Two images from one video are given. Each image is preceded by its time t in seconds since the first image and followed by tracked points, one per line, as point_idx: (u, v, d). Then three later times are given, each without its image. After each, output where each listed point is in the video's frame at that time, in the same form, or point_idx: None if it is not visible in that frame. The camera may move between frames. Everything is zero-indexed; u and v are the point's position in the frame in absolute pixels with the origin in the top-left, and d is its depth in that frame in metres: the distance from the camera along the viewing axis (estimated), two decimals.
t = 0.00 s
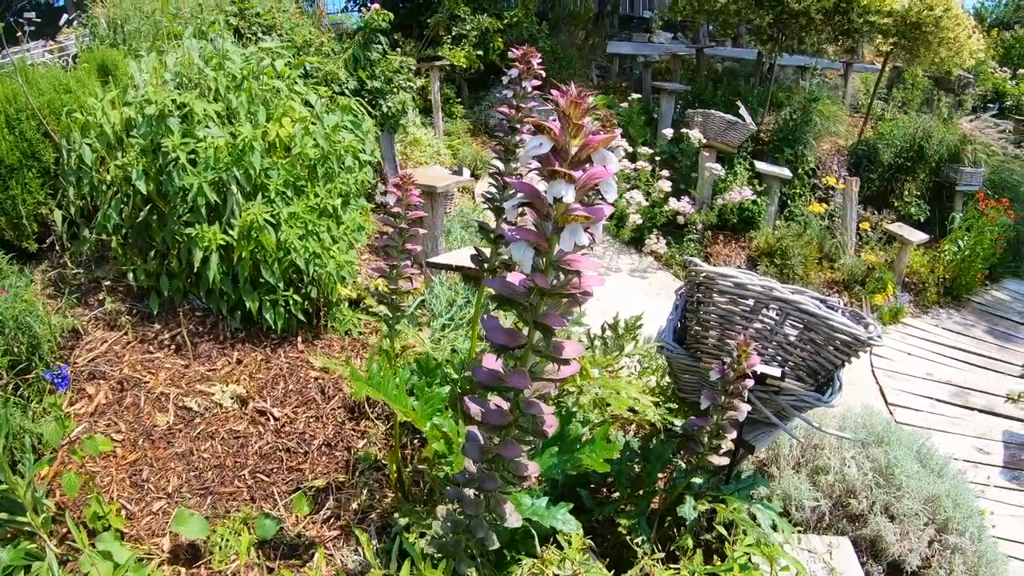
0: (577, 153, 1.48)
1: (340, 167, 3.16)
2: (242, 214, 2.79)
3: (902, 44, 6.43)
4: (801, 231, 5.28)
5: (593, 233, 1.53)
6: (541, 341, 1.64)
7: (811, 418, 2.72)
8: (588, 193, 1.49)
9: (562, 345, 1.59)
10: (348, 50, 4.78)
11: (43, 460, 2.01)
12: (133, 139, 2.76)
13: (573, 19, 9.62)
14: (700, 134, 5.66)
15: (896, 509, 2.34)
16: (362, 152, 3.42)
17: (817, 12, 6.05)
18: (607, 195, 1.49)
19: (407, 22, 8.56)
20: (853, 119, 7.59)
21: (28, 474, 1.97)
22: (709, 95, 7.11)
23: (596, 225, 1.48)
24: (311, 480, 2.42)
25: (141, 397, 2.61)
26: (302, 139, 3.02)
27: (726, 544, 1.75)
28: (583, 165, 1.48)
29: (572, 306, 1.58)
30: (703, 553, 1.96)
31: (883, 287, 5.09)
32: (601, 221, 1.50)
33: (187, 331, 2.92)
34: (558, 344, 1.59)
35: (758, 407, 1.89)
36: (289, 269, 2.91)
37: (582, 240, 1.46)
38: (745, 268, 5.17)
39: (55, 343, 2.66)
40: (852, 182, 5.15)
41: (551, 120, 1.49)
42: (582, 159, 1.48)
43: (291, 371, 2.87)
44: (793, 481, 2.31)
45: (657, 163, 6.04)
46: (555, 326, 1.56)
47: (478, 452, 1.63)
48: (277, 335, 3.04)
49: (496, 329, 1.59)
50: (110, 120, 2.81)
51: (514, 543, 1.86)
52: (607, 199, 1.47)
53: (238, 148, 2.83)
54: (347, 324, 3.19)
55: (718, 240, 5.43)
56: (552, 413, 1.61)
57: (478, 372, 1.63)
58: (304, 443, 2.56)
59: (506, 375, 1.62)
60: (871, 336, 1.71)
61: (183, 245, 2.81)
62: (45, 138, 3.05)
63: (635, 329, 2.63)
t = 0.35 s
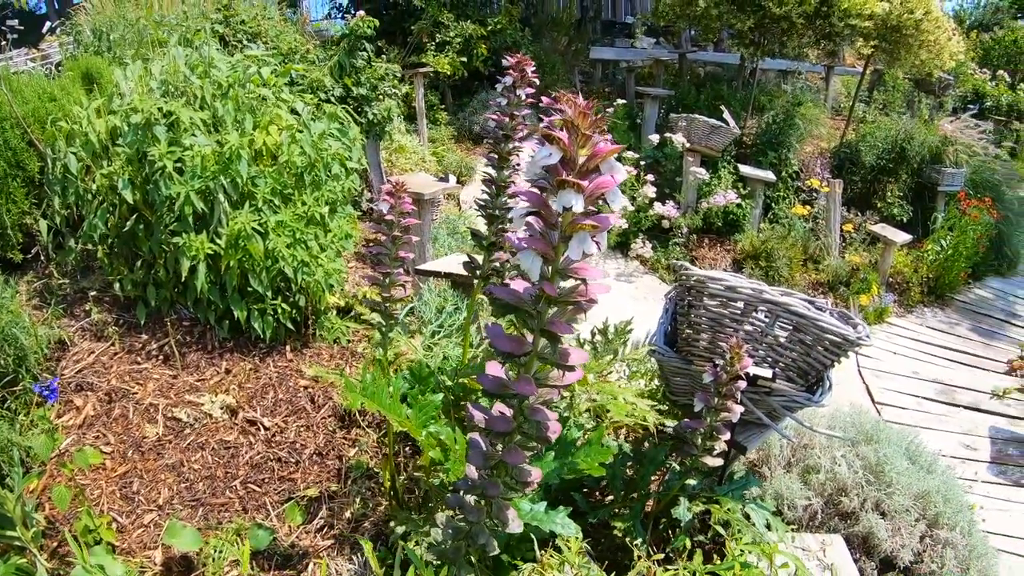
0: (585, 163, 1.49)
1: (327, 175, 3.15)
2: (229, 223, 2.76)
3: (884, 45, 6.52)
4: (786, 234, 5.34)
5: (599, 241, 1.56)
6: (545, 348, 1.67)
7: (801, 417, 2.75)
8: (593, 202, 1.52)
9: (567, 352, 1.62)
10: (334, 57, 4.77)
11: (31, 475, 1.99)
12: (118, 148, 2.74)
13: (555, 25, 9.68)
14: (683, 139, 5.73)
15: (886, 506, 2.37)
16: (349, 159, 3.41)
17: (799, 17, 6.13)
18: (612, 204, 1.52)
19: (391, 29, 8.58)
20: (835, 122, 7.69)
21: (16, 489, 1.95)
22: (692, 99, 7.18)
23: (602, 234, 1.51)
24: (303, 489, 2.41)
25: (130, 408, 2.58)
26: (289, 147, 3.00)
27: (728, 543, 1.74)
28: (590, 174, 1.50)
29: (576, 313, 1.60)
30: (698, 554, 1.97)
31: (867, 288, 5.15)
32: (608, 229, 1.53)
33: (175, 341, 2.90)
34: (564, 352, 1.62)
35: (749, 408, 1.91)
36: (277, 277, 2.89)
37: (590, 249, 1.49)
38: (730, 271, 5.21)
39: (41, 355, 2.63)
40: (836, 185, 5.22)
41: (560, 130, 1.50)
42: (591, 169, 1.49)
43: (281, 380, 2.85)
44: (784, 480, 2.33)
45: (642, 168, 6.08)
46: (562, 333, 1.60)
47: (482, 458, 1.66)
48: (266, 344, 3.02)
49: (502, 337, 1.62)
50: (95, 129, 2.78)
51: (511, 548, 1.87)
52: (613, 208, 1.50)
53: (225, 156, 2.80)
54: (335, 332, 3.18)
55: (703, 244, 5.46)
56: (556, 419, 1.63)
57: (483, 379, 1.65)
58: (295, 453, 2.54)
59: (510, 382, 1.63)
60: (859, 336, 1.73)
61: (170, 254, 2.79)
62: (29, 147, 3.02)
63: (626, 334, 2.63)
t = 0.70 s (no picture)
0: (573, 174, 1.53)
1: (310, 185, 3.16)
2: (213, 233, 2.76)
3: (858, 50, 6.68)
4: (763, 237, 5.44)
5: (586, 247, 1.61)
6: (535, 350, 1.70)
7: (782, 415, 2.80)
8: (581, 210, 1.57)
9: (556, 353, 1.65)
10: (314, 66, 4.79)
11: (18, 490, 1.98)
12: (100, 159, 2.73)
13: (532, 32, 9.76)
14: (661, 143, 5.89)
15: (867, 499, 2.43)
16: (331, 168, 3.43)
17: (773, 22, 6.26)
18: (599, 212, 1.56)
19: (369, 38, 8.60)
20: (809, 125, 7.83)
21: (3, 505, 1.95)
22: (669, 105, 7.28)
23: (590, 241, 1.56)
24: (292, 498, 2.42)
25: (116, 421, 2.57)
26: (271, 157, 3.00)
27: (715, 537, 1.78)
28: (578, 184, 1.54)
29: (565, 316, 1.63)
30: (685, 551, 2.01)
31: (844, 288, 5.25)
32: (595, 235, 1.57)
33: (160, 352, 2.89)
34: (553, 354, 1.66)
35: (731, 407, 1.96)
36: (262, 287, 2.89)
37: (579, 255, 1.54)
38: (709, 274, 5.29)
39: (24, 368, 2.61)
40: (811, 188, 5.33)
41: (548, 142, 1.54)
42: (578, 179, 1.54)
43: (266, 391, 2.86)
44: (767, 477, 2.38)
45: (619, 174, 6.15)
46: (552, 335, 1.63)
47: (475, 458, 1.70)
48: (251, 354, 3.02)
49: (494, 339, 1.65)
50: (77, 140, 2.77)
51: (501, 549, 1.89)
52: (600, 216, 1.55)
53: (208, 167, 2.80)
54: (319, 342, 3.19)
55: (682, 248, 5.53)
56: (547, 417, 1.66)
57: (477, 381, 1.67)
58: (283, 462, 2.55)
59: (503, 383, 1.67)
60: (837, 335, 1.80)
61: (153, 265, 2.78)
62: (9, 159, 3.00)
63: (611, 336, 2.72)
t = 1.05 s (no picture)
0: (552, 191, 1.60)
1: (296, 197, 3.21)
2: (201, 245, 2.80)
3: (833, 58, 6.87)
4: (741, 242, 5.56)
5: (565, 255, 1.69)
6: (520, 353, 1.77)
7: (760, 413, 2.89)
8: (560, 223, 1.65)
9: (538, 352, 1.73)
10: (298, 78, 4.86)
11: (14, 500, 2.02)
12: (90, 172, 2.76)
13: (513, 42, 9.87)
14: (640, 153, 5.99)
15: (841, 492, 2.52)
16: (317, 180, 3.49)
17: (749, 32, 6.41)
18: (575, 224, 1.64)
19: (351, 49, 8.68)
20: (785, 132, 8.00)
21: None
22: (648, 114, 7.42)
23: (568, 251, 1.64)
24: (283, 503, 2.46)
25: (108, 430, 2.60)
26: (258, 170, 3.05)
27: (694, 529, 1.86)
28: (556, 201, 1.62)
29: (546, 318, 1.70)
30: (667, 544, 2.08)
31: (820, 292, 5.37)
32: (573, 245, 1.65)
33: (150, 362, 2.92)
34: (537, 352, 1.73)
35: (706, 406, 2.04)
36: (250, 297, 2.94)
37: (557, 264, 1.62)
38: (688, 279, 5.39)
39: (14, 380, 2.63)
40: (788, 193, 5.46)
41: (528, 162, 1.62)
42: (556, 196, 1.61)
43: (255, 399, 2.91)
44: (744, 473, 2.47)
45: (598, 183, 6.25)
46: (534, 336, 1.71)
47: (465, 451, 1.76)
48: (240, 363, 3.06)
49: (480, 340, 1.72)
50: (66, 153, 2.81)
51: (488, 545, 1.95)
52: (577, 228, 1.63)
53: (196, 180, 2.84)
54: (307, 350, 3.23)
55: (661, 254, 5.63)
56: (531, 412, 1.73)
57: (465, 380, 1.75)
58: (274, 468, 2.59)
59: (490, 380, 1.75)
60: (805, 335, 1.91)
61: (143, 276, 2.81)
62: None
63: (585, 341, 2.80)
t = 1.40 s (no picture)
0: (519, 200, 1.84)
1: (284, 206, 3.32)
2: (194, 252, 2.90)
3: (804, 68, 7.10)
4: (714, 248, 5.74)
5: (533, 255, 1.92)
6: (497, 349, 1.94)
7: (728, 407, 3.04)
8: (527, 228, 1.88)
9: (511, 338, 1.95)
10: (284, 89, 4.96)
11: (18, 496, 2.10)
12: (85, 181, 2.85)
13: (491, 53, 10.05)
14: (616, 162, 6.14)
15: (802, 478, 2.67)
16: (304, 190, 3.59)
17: (722, 44, 6.62)
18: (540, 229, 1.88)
19: (333, 60, 8.78)
20: (759, 139, 8.22)
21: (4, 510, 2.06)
22: (624, 123, 7.61)
23: (534, 251, 1.87)
24: (276, 498, 2.56)
25: (104, 431, 2.68)
26: (248, 180, 3.15)
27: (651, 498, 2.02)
28: (523, 209, 1.86)
29: (517, 308, 1.92)
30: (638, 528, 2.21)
31: (791, 295, 5.56)
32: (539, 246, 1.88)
33: (143, 366, 3.00)
34: (507, 336, 1.94)
35: (671, 397, 2.23)
36: (240, 302, 3.03)
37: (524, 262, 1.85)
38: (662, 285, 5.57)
39: (11, 383, 2.70)
40: (759, 200, 5.64)
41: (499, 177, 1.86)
42: (524, 206, 1.84)
43: (246, 400, 3.00)
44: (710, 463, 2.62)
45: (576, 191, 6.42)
46: (508, 324, 1.93)
47: (449, 428, 1.99)
48: (230, 366, 3.15)
49: (460, 327, 1.94)
50: (62, 163, 2.89)
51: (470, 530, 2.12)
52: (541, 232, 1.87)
53: (189, 189, 2.94)
54: (295, 354, 3.32)
55: (637, 260, 5.80)
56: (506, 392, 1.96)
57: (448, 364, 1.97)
58: (266, 465, 2.69)
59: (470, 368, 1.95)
60: (759, 329, 2.15)
61: (137, 282, 2.90)
62: None
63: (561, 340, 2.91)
